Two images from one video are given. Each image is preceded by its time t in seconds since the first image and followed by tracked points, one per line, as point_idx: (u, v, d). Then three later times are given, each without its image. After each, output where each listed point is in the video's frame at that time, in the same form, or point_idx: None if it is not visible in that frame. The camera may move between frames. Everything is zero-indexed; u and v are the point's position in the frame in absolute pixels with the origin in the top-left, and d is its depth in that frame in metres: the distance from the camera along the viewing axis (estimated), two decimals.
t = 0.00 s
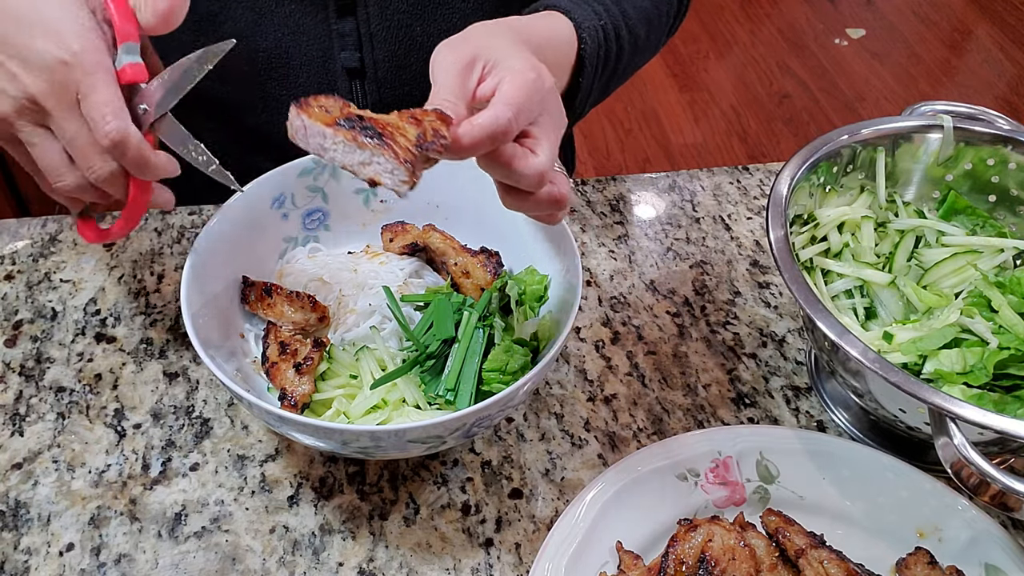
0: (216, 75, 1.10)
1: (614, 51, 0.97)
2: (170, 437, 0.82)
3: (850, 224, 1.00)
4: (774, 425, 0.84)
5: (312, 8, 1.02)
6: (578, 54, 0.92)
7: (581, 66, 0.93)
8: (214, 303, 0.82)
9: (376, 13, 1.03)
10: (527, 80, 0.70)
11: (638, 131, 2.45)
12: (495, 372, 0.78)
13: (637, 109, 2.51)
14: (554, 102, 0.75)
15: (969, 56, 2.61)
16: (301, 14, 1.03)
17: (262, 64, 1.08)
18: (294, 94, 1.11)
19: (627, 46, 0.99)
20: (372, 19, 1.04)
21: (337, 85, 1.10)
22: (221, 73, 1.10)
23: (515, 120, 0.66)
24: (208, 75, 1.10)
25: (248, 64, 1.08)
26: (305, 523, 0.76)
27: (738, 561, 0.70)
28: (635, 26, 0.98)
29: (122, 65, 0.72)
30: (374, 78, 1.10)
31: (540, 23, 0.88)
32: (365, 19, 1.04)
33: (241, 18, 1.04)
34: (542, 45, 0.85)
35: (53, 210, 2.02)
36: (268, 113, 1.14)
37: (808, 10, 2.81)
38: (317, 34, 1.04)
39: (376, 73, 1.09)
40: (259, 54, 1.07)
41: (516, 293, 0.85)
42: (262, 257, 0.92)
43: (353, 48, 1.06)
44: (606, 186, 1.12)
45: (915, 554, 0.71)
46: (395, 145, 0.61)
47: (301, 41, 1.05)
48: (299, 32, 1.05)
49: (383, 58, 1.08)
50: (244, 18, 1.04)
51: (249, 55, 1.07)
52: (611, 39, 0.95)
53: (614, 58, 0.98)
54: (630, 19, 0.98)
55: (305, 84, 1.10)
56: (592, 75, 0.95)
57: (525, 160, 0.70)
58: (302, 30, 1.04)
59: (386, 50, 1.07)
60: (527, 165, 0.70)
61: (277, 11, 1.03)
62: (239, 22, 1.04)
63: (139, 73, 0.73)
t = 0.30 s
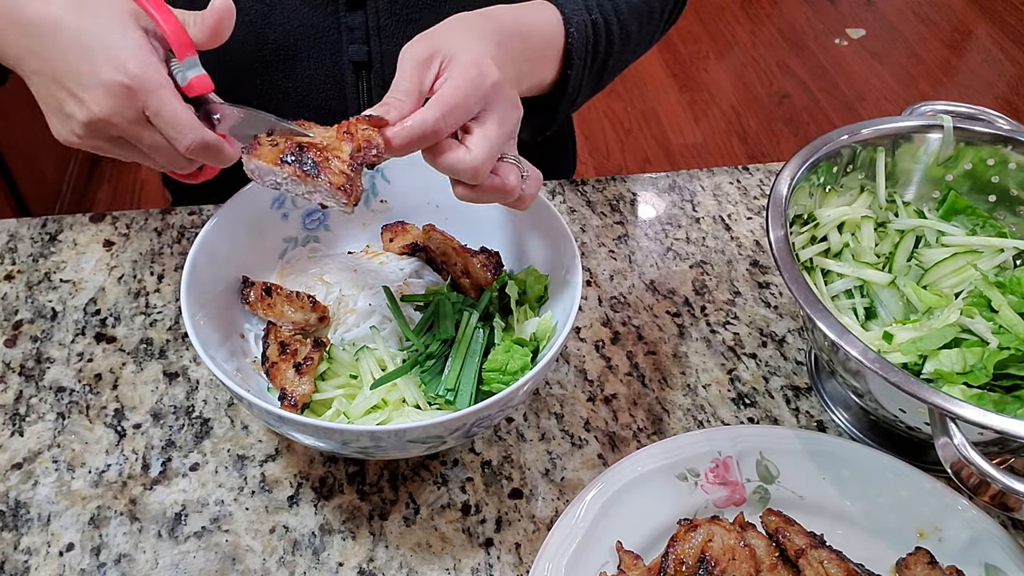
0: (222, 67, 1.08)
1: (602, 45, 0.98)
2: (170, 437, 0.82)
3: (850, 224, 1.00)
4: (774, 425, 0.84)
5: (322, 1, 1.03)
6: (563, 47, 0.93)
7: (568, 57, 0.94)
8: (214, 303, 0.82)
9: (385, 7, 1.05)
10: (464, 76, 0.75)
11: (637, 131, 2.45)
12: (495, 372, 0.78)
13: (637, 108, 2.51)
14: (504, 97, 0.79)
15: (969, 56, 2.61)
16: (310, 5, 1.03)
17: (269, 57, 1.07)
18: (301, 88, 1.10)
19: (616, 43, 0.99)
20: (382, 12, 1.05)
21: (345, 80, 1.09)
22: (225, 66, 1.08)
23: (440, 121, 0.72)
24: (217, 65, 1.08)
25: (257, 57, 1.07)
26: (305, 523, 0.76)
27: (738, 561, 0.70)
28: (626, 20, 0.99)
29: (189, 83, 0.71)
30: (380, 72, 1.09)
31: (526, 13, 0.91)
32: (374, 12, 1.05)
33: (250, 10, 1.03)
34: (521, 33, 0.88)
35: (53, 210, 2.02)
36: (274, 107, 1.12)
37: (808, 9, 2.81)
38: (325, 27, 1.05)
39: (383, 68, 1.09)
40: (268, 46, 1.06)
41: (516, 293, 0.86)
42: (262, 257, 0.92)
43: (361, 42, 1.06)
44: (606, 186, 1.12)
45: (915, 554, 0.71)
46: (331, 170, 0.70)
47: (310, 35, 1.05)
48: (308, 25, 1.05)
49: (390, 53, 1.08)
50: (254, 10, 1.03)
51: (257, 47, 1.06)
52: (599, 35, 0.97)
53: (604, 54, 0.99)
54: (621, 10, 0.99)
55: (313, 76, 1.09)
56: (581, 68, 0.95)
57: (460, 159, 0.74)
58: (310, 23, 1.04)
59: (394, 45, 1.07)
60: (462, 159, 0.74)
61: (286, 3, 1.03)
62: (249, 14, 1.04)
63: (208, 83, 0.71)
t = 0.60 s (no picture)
0: (222, 66, 1.08)
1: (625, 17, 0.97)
2: (170, 437, 0.82)
3: (850, 225, 1.00)
4: (774, 425, 0.84)
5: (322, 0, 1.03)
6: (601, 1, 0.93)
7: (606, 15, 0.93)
8: (214, 303, 0.82)
9: (386, 8, 1.04)
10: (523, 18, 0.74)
11: (638, 131, 2.45)
12: (495, 372, 0.78)
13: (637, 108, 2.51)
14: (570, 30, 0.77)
15: (969, 56, 2.61)
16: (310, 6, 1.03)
17: (269, 56, 1.07)
18: (301, 87, 1.10)
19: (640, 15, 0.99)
20: (382, 13, 1.04)
21: (344, 80, 1.09)
22: (223, 65, 1.08)
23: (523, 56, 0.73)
24: (217, 63, 1.08)
25: (256, 57, 1.07)
26: (305, 523, 0.76)
27: (738, 561, 0.70)
28: None
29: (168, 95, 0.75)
30: (381, 73, 1.09)
31: None
32: (374, 12, 1.04)
33: (251, 9, 1.03)
34: None
35: (53, 210, 2.02)
36: (271, 107, 1.12)
37: (809, 9, 2.81)
38: (325, 27, 1.05)
39: (383, 68, 1.08)
40: (268, 45, 1.06)
41: (516, 292, 0.86)
42: (262, 257, 0.92)
43: (361, 42, 1.06)
44: (606, 186, 1.12)
45: (915, 554, 0.71)
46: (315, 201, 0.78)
47: (310, 35, 1.05)
48: (308, 25, 1.04)
49: (391, 54, 1.08)
50: (255, 9, 1.03)
51: (257, 46, 1.06)
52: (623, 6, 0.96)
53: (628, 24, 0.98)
54: None
55: (313, 75, 1.09)
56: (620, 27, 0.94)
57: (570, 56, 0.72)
58: (311, 23, 1.04)
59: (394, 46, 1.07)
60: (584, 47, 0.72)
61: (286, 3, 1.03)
62: (249, 13, 1.03)
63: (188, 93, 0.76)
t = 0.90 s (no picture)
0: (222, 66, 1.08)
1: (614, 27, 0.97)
2: (170, 437, 0.82)
3: (850, 225, 1.00)
4: (774, 425, 0.84)
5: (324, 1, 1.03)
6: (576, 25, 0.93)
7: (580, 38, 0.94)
8: (214, 304, 0.82)
9: (386, 10, 1.04)
10: (443, 93, 0.74)
11: (638, 131, 2.45)
12: (495, 372, 0.78)
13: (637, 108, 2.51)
14: (494, 96, 0.79)
15: (969, 56, 2.61)
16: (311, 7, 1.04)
17: (269, 57, 1.07)
18: (301, 89, 1.10)
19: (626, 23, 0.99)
20: (382, 15, 1.04)
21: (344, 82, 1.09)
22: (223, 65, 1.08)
23: (438, 141, 0.75)
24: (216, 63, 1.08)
25: (256, 58, 1.07)
26: (305, 523, 0.76)
27: (738, 561, 0.70)
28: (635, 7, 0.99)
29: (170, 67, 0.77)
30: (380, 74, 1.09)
31: None
32: (375, 14, 1.04)
33: (252, 9, 1.03)
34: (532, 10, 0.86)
35: (53, 210, 2.02)
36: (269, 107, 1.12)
37: (809, 9, 2.81)
38: (326, 28, 1.05)
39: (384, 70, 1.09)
40: (268, 47, 1.06)
41: (517, 293, 0.86)
42: (262, 257, 0.92)
43: (361, 44, 1.06)
44: (606, 186, 1.12)
45: (915, 554, 0.71)
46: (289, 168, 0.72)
47: (311, 36, 1.05)
48: (309, 26, 1.05)
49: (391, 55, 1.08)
50: (256, 10, 1.03)
51: (257, 48, 1.06)
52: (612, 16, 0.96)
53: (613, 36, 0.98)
54: None
55: (313, 77, 1.09)
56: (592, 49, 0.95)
57: (462, 182, 0.73)
58: (311, 24, 1.04)
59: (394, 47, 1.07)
60: (455, 198, 0.73)
61: (288, 4, 1.03)
62: (250, 13, 1.04)
63: (184, 65, 0.76)
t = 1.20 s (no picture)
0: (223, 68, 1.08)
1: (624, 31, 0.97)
2: (170, 437, 0.82)
3: (850, 224, 1.00)
4: (773, 425, 0.84)
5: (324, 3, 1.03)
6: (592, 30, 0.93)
7: (595, 43, 0.93)
8: (213, 304, 0.82)
9: (387, 13, 1.04)
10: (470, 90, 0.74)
11: (638, 131, 2.45)
12: (495, 372, 0.78)
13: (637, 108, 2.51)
14: (511, 113, 0.79)
15: (969, 56, 2.61)
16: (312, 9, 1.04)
17: (270, 60, 1.07)
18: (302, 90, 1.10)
19: (636, 28, 0.99)
20: (383, 18, 1.04)
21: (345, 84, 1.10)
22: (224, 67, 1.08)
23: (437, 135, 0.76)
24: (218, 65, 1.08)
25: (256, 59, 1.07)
26: (305, 523, 0.76)
27: (738, 561, 0.70)
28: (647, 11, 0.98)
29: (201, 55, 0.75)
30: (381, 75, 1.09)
31: None
32: (375, 17, 1.04)
33: (252, 11, 1.03)
34: (549, 17, 0.86)
35: (53, 210, 2.02)
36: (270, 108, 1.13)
37: (809, 9, 2.81)
38: (327, 30, 1.05)
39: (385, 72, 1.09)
40: (268, 49, 1.06)
41: (516, 293, 0.86)
42: (262, 257, 0.92)
43: (362, 46, 1.06)
44: (606, 186, 1.12)
45: (915, 554, 0.71)
46: (295, 184, 0.72)
47: (312, 39, 1.05)
48: (310, 29, 1.05)
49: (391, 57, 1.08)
50: (257, 13, 1.03)
51: (257, 50, 1.06)
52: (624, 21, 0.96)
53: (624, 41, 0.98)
54: None
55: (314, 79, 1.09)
56: (606, 53, 0.95)
57: (451, 180, 0.76)
58: (313, 26, 1.04)
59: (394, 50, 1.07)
60: (439, 187, 0.76)
61: (289, 7, 1.03)
62: (251, 16, 1.04)
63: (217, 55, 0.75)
